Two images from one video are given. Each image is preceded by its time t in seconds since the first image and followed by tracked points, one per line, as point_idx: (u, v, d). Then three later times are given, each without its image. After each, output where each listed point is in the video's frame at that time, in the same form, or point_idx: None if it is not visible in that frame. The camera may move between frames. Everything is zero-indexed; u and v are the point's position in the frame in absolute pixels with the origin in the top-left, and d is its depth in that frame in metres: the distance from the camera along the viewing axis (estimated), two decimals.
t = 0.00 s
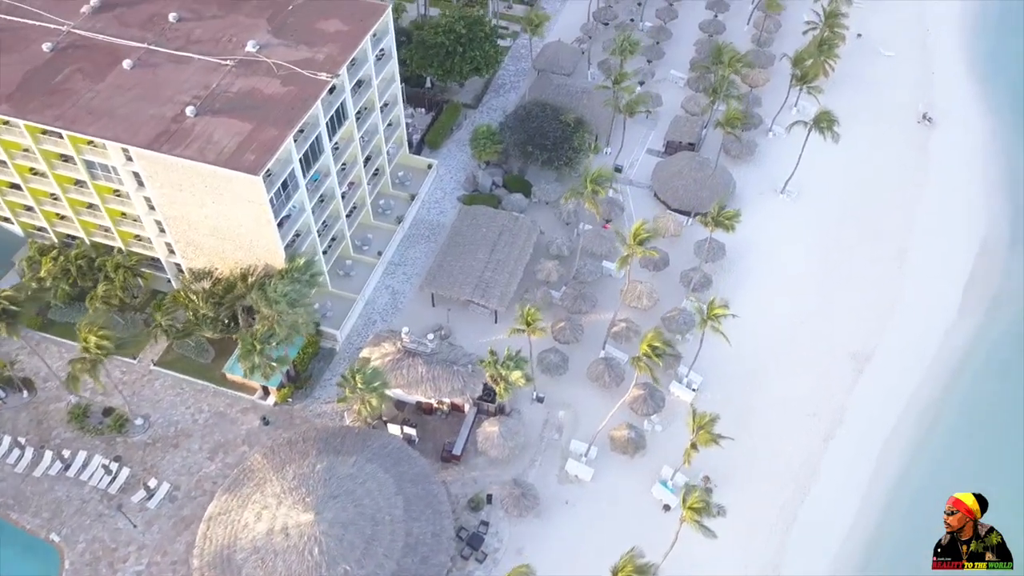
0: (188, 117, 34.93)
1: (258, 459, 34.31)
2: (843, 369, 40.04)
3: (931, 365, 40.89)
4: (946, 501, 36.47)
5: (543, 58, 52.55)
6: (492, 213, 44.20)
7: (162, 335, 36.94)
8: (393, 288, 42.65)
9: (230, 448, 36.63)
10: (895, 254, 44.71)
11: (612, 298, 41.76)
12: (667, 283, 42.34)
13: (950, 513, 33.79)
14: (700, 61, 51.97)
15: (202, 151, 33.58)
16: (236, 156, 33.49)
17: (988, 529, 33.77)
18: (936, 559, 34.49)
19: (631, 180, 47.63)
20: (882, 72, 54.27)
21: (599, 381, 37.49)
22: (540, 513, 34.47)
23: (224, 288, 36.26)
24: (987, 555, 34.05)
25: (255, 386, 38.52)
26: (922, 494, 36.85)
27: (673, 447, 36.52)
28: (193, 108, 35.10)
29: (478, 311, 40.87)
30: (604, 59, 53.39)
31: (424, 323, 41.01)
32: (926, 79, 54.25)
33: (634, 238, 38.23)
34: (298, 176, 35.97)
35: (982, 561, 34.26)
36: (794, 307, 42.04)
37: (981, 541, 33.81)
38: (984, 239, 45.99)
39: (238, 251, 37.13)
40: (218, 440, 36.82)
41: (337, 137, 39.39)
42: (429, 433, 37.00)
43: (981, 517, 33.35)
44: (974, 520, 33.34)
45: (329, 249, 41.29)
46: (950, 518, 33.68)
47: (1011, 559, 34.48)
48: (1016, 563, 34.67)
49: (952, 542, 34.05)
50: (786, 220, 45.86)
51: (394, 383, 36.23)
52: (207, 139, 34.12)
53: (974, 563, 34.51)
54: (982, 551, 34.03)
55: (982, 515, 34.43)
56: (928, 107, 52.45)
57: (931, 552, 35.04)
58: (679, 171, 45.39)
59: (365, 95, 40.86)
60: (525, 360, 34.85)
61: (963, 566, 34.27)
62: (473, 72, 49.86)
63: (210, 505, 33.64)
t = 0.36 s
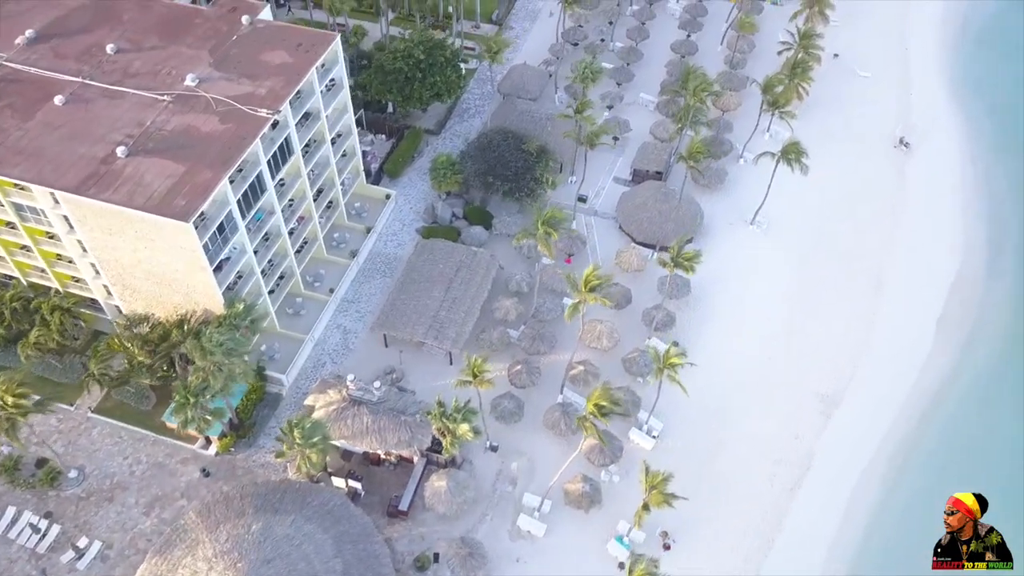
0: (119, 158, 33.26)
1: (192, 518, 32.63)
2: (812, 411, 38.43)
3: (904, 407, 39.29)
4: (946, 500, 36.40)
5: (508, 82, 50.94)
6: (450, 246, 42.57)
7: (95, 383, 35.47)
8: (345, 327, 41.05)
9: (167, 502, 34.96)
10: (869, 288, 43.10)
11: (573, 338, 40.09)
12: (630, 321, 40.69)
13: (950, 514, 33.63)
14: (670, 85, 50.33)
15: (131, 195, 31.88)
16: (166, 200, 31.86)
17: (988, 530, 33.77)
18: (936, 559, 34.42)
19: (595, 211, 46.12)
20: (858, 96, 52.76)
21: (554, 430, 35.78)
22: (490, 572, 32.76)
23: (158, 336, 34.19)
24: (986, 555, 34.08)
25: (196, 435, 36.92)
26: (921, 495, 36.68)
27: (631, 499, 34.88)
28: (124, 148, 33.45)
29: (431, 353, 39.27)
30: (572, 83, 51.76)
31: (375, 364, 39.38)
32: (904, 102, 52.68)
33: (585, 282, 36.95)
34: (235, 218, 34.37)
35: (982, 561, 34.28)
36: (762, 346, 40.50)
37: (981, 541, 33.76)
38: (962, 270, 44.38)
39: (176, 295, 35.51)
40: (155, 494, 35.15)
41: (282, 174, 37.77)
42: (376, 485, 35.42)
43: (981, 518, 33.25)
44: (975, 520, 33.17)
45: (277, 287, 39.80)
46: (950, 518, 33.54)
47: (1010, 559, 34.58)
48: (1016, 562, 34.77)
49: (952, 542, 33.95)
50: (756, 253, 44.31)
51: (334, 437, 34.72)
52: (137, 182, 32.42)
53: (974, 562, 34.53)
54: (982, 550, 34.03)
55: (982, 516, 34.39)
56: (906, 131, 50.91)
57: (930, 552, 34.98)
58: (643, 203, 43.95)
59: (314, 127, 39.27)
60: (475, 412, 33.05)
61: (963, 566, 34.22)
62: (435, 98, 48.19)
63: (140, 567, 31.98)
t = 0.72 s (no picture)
0: (33, 208, 31.46)
1: None
2: (773, 465, 36.45)
3: (871, 458, 37.34)
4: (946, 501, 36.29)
5: (468, 111, 49.17)
6: (398, 286, 40.67)
7: (11, 443, 33.56)
8: (286, 375, 39.33)
9: (90, 568, 33.15)
10: (835, 332, 41.35)
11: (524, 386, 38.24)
12: (584, 368, 38.94)
13: (950, 513, 34.26)
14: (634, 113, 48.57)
15: (42, 250, 30.06)
16: (80, 255, 30.04)
17: (988, 530, 34.15)
18: (936, 559, 34.46)
19: (553, 248, 44.47)
20: (830, 123, 51.09)
21: (499, 489, 33.96)
22: None
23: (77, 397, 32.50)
24: (986, 555, 34.36)
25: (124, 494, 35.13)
26: (924, 493, 36.81)
27: (579, 563, 33.06)
28: (39, 197, 31.65)
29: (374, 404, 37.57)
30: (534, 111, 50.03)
31: (316, 415, 37.71)
32: (878, 129, 51.06)
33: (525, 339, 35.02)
34: (159, 268, 32.54)
35: (982, 561, 34.53)
36: (722, 394, 38.67)
37: (981, 540, 34.19)
38: (932, 311, 42.71)
39: (98, 349, 33.69)
40: (77, 559, 33.35)
41: (214, 218, 35.98)
42: (310, 548, 33.69)
43: (981, 517, 33.77)
44: (974, 519, 33.83)
45: (213, 334, 38.01)
46: (949, 517, 34.19)
47: (1010, 559, 34.77)
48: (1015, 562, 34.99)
49: (952, 542, 34.27)
50: (719, 294, 42.58)
51: (262, 498, 33.03)
52: (50, 235, 30.62)
53: (973, 563, 34.75)
54: (982, 550, 34.33)
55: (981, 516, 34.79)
56: (879, 162, 49.29)
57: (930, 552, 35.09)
58: (601, 242, 42.41)
59: (251, 167, 37.52)
60: (410, 476, 31.28)
61: (963, 566, 34.38)
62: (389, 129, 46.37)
63: None
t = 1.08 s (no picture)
0: None
1: None
2: (725, 523, 34.65)
3: (831, 514, 35.48)
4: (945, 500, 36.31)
5: (423, 142, 47.40)
6: (340, 330, 38.94)
7: None
8: (220, 426, 37.54)
9: None
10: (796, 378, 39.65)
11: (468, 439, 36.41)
12: (531, 418, 37.22)
13: (950, 514, 32.57)
14: (594, 142, 46.83)
15: None
16: None
17: (988, 530, 32.96)
18: (936, 559, 33.99)
19: (506, 286, 42.69)
20: (798, 152, 49.33)
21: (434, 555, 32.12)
22: None
23: None
24: (986, 555, 33.54)
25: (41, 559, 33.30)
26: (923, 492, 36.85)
27: None
28: None
29: (310, 460, 35.80)
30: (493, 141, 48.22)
31: (249, 471, 35.99)
32: (848, 159, 49.44)
33: (455, 403, 29.20)
34: (72, 325, 30.71)
35: (982, 560, 33.79)
36: (676, 445, 36.93)
37: (981, 541, 33.03)
38: (898, 356, 41.12)
39: (10, 410, 31.91)
40: None
41: (138, 267, 34.19)
42: None
43: (981, 517, 32.30)
44: (975, 519, 32.04)
45: (142, 386, 36.19)
46: (949, 518, 32.38)
47: (1010, 558, 34.27)
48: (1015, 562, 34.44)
49: (952, 543, 33.21)
50: (676, 337, 40.87)
51: (182, 566, 31.14)
52: None
53: (973, 562, 34.07)
54: (982, 550, 33.44)
55: (981, 515, 33.69)
56: (848, 194, 47.64)
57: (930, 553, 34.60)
58: (554, 281, 40.52)
59: (180, 211, 35.76)
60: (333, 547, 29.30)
61: (963, 566, 33.67)
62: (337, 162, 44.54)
63: None
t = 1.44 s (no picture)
0: None
1: None
2: None
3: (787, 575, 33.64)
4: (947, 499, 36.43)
5: (372, 174, 45.65)
6: (274, 380, 37.15)
7: None
8: (146, 482, 35.73)
9: None
10: (752, 426, 38.05)
11: (405, 497, 34.66)
12: (473, 473, 35.56)
13: (951, 513, 32.25)
14: (550, 174, 45.16)
15: None
16: None
17: (989, 530, 32.83)
18: (936, 559, 34.24)
19: (454, 328, 40.79)
20: (764, 182, 47.50)
21: None
22: None
23: None
24: (987, 555, 33.50)
25: None
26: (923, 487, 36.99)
27: None
28: None
29: (237, 521, 34.03)
30: (445, 173, 46.47)
31: (174, 532, 34.23)
32: (815, 189, 47.67)
33: (373, 475, 27.63)
34: None
35: (983, 560, 33.74)
36: (624, 502, 35.25)
37: (981, 540, 32.84)
38: (859, 402, 39.47)
39: None
40: None
41: (52, 319, 32.31)
42: None
43: (983, 518, 31.70)
44: (975, 520, 31.66)
45: (60, 443, 34.28)
46: (949, 518, 32.00)
47: (1011, 558, 34.24)
48: (1016, 562, 34.45)
49: (952, 543, 33.03)
50: (629, 384, 39.12)
51: None
52: None
53: (974, 562, 34.09)
54: (982, 550, 33.36)
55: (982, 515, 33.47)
56: (813, 226, 45.80)
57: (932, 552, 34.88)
58: (500, 325, 38.46)
59: (100, 259, 33.88)
60: None
61: (964, 565, 33.66)
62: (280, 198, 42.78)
63: None
